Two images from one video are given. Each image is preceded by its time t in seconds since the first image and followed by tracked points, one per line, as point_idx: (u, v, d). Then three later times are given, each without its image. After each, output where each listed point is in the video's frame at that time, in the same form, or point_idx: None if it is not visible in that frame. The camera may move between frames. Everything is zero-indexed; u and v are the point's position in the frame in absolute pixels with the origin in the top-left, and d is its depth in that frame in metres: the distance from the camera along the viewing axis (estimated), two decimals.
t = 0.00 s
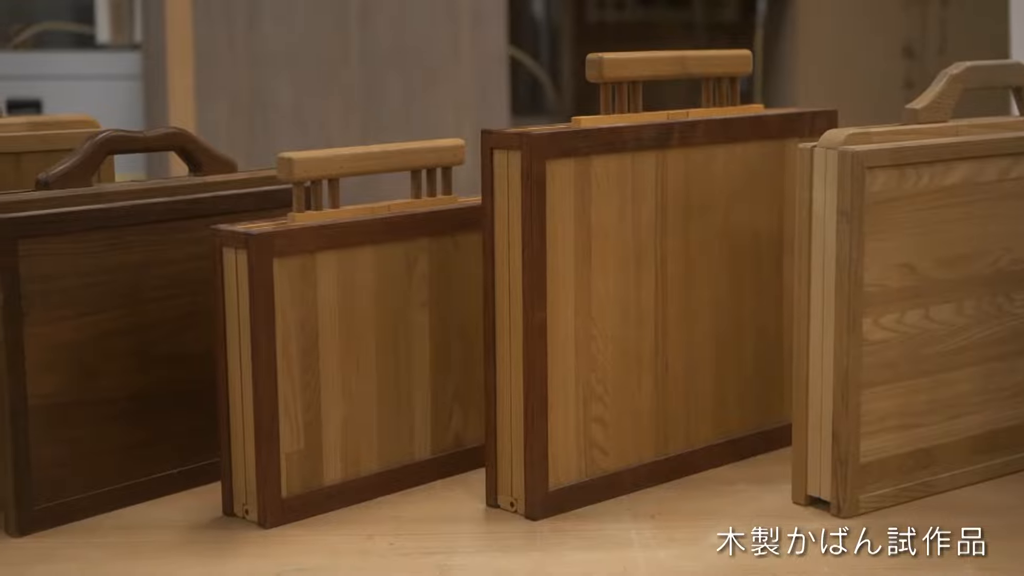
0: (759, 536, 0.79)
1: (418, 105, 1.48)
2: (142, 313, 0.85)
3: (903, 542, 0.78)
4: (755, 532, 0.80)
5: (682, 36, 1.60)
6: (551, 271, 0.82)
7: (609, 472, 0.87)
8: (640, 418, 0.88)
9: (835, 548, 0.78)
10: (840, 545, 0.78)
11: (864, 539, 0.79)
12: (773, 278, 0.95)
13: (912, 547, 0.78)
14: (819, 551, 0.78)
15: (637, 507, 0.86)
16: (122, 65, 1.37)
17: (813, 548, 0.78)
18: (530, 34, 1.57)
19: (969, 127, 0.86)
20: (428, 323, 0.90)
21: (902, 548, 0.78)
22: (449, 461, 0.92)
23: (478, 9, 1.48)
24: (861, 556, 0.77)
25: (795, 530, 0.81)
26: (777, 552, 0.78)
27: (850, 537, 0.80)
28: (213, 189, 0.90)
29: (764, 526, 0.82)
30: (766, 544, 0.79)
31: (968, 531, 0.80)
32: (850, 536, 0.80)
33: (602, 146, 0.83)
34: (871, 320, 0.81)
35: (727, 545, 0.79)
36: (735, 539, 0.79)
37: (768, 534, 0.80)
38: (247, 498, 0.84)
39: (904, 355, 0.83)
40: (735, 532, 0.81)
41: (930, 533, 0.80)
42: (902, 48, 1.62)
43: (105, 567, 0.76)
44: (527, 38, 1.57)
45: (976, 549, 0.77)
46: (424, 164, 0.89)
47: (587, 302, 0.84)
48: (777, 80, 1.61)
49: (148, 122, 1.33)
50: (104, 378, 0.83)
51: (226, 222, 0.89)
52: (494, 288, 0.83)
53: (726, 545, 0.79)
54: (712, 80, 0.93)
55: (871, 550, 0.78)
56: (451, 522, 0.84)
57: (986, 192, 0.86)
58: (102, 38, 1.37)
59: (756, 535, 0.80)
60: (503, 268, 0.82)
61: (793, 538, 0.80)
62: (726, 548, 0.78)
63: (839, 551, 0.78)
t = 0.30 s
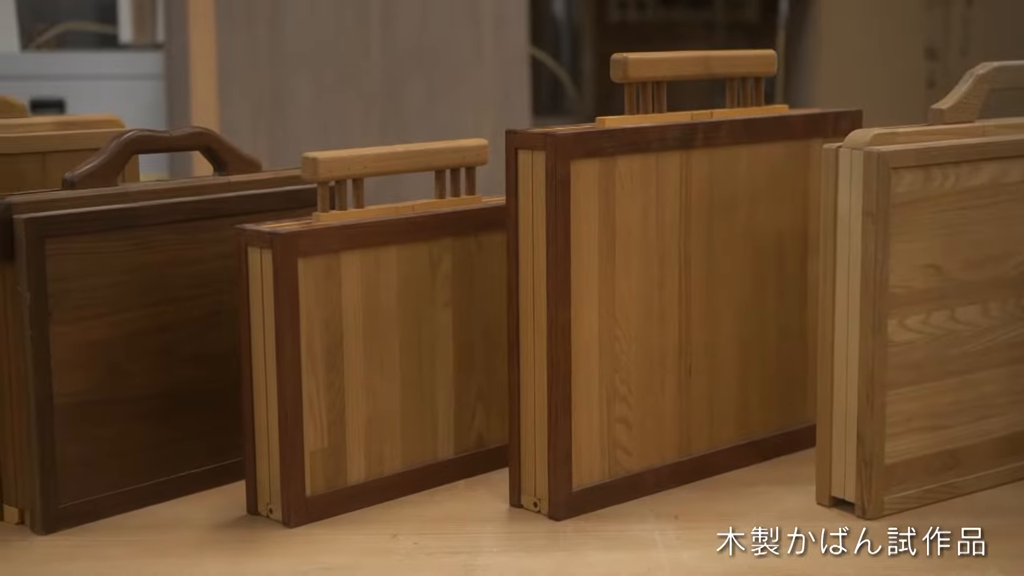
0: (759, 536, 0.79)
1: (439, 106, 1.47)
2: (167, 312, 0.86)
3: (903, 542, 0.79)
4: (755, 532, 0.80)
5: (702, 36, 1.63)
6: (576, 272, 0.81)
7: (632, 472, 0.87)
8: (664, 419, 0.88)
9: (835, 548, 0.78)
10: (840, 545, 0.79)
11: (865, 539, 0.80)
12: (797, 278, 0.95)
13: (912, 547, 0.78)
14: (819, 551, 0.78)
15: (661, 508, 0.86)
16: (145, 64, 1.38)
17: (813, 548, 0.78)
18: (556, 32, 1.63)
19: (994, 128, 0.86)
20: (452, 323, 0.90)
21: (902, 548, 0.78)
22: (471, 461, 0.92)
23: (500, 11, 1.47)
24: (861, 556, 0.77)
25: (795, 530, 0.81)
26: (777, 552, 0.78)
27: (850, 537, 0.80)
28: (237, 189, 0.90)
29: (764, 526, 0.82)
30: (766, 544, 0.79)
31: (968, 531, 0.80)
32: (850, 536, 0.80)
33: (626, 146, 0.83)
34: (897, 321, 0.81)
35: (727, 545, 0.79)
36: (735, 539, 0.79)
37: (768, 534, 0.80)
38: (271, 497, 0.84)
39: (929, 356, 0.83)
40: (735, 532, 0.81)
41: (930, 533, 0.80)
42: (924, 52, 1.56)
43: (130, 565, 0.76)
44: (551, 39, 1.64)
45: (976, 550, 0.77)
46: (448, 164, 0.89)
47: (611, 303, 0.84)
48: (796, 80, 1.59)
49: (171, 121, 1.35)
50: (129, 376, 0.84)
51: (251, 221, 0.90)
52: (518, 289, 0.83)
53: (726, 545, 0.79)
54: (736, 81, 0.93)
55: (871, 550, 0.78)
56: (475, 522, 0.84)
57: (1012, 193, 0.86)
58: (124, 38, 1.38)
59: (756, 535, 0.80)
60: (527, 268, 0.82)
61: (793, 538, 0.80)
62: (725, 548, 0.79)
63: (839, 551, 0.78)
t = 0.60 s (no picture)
0: (759, 536, 0.79)
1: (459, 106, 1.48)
2: (190, 311, 0.86)
3: (903, 542, 0.79)
4: (755, 532, 0.80)
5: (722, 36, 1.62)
6: (599, 272, 0.81)
7: (654, 472, 0.87)
8: (687, 420, 0.88)
9: (835, 548, 0.78)
10: (840, 545, 0.79)
11: (864, 539, 0.80)
12: (819, 279, 0.95)
13: (912, 547, 0.78)
14: (819, 551, 0.78)
15: (682, 509, 0.85)
16: (166, 64, 1.38)
17: (813, 548, 0.78)
18: (573, 33, 1.62)
19: (1019, 128, 0.86)
20: (474, 323, 0.90)
21: (902, 548, 0.78)
22: (493, 461, 0.92)
23: (521, 11, 1.47)
24: (861, 555, 0.77)
25: (795, 530, 0.81)
26: (777, 552, 0.78)
27: (850, 537, 0.80)
28: (259, 188, 0.90)
29: (763, 526, 0.82)
30: (766, 543, 0.79)
31: (968, 531, 0.80)
32: (849, 536, 0.80)
33: (650, 147, 0.83)
34: (921, 322, 0.81)
35: (727, 545, 0.79)
36: (735, 539, 0.79)
37: (768, 534, 0.80)
38: (293, 496, 0.84)
39: (953, 357, 0.83)
40: (735, 531, 0.81)
41: (930, 533, 0.80)
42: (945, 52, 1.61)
43: (154, 564, 0.76)
44: (568, 40, 1.62)
45: (976, 550, 0.77)
46: (470, 164, 0.89)
47: (634, 304, 0.84)
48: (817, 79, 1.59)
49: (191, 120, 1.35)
50: (152, 376, 0.84)
51: (273, 220, 0.90)
52: (541, 289, 0.83)
53: (726, 545, 0.79)
54: (760, 81, 0.93)
55: (871, 550, 0.78)
56: (497, 522, 0.84)
57: None
58: (146, 38, 1.39)
59: (756, 535, 0.80)
60: (549, 269, 0.82)
61: (793, 538, 0.80)
62: (725, 548, 0.79)
63: (839, 551, 0.78)
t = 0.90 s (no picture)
0: (759, 536, 0.79)
1: (476, 106, 1.49)
2: (212, 311, 0.86)
3: (903, 542, 0.79)
4: (755, 532, 0.80)
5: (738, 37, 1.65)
6: (620, 272, 0.81)
7: (674, 473, 0.87)
8: (708, 420, 0.88)
9: (835, 548, 0.78)
10: (840, 545, 0.79)
11: (864, 539, 0.80)
12: (840, 279, 0.95)
13: (912, 547, 0.78)
14: (819, 551, 0.78)
15: (703, 510, 0.85)
16: (186, 64, 1.38)
17: (813, 548, 0.79)
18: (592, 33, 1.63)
19: None
20: (495, 323, 0.90)
21: (902, 548, 0.78)
22: (513, 461, 0.93)
23: (539, 11, 1.49)
24: (861, 556, 0.77)
25: (795, 530, 0.81)
26: (777, 552, 0.78)
27: (850, 537, 0.80)
28: (281, 188, 0.90)
29: (763, 526, 0.82)
30: (766, 544, 0.79)
31: (968, 531, 0.80)
32: (850, 536, 0.80)
33: (671, 147, 0.83)
34: (944, 323, 0.81)
35: (727, 545, 0.79)
36: (735, 539, 0.79)
37: (768, 534, 0.80)
38: (315, 496, 0.84)
39: (976, 358, 0.83)
40: (735, 531, 0.81)
41: (930, 533, 0.80)
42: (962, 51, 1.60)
43: (175, 562, 0.76)
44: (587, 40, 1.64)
45: (976, 550, 0.77)
46: (492, 164, 0.89)
47: (655, 304, 0.84)
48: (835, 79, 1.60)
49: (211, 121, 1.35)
50: (174, 375, 0.84)
51: (294, 220, 0.90)
52: (562, 289, 0.83)
53: (726, 545, 0.79)
54: (781, 81, 0.93)
55: (871, 550, 0.78)
56: (517, 522, 0.84)
57: None
58: (165, 38, 1.39)
59: (756, 535, 0.80)
60: (571, 269, 0.82)
61: (793, 538, 0.80)
62: (725, 548, 0.79)
63: (839, 551, 0.78)
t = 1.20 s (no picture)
0: (759, 536, 0.79)
1: (495, 105, 1.50)
2: (233, 309, 0.86)
3: (903, 542, 0.79)
4: (755, 532, 0.80)
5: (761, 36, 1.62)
6: (641, 272, 0.81)
7: (695, 473, 0.87)
8: (729, 421, 0.88)
9: (835, 548, 0.78)
10: (840, 545, 0.79)
11: (864, 539, 0.80)
12: (861, 279, 0.95)
13: (912, 547, 0.78)
14: (819, 551, 0.78)
15: (724, 510, 0.85)
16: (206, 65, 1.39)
17: (813, 548, 0.79)
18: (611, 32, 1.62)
19: None
20: (516, 322, 0.90)
21: (902, 548, 0.78)
22: (533, 461, 0.93)
23: (558, 12, 1.50)
24: (861, 555, 0.77)
25: (795, 530, 0.81)
26: (777, 552, 0.78)
27: (850, 537, 0.80)
28: (302, 188, 0.90)
29: (763, 526, 0.82)
30: (766, 543, 0.79)
31: (968, 531, 0.80)
32: (850, 536, 0.80)
33: (693, 146, 0.83)
34: (966, 323, 0.81)
35: (727, 545, 0.79)
36: (735, 539, 0.79)
37: (767, 534, 0.80)
38: (336, 495, 0.84)
39: (998, 359, 0.83)
40: (735, 531, 0.81)
41: (930, 533, 0.80)
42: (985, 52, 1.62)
43: (196, 561, 0.77)
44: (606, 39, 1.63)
45: (976, 550, 0.77)
46: (513, 164, 0.89)
47: (676, 304, 0.84)
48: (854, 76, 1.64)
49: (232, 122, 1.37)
50: (196, 374, 0.84)
51: (315, 220, 0.90)
52: (584, 288, 0.83)
53: (726, 545, 0.79)
54: (802, 82, 0.93)
55: (871, 550, 0.78)
56: (537, 522, 0.84)
57: None
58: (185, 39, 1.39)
59: (756, 535, 0.80)
60: (592, 268, 0.82)
61: (794, 538, 0.80)
62: (725, 548, 0.79)
63: (839, 551, 0.78)
